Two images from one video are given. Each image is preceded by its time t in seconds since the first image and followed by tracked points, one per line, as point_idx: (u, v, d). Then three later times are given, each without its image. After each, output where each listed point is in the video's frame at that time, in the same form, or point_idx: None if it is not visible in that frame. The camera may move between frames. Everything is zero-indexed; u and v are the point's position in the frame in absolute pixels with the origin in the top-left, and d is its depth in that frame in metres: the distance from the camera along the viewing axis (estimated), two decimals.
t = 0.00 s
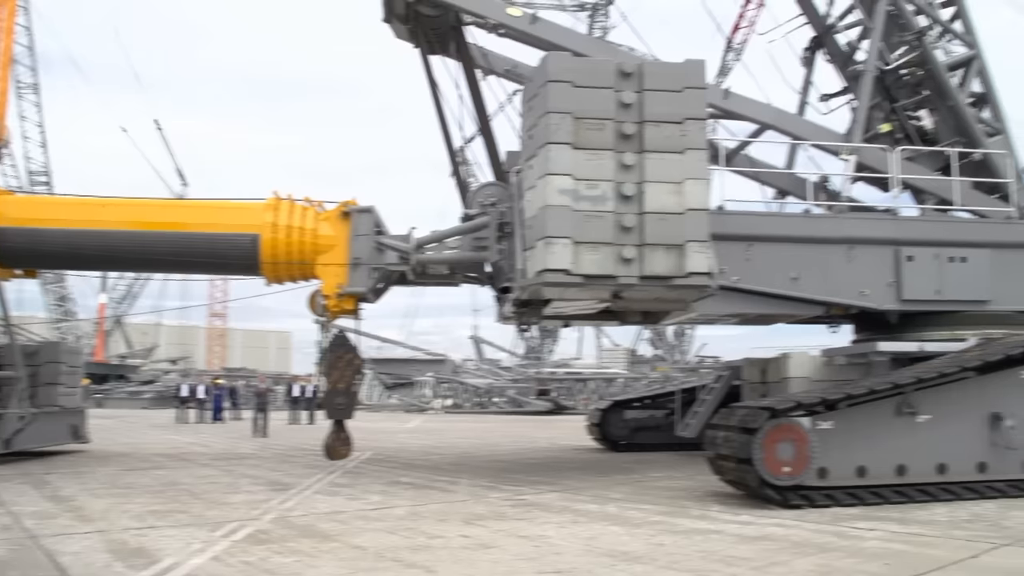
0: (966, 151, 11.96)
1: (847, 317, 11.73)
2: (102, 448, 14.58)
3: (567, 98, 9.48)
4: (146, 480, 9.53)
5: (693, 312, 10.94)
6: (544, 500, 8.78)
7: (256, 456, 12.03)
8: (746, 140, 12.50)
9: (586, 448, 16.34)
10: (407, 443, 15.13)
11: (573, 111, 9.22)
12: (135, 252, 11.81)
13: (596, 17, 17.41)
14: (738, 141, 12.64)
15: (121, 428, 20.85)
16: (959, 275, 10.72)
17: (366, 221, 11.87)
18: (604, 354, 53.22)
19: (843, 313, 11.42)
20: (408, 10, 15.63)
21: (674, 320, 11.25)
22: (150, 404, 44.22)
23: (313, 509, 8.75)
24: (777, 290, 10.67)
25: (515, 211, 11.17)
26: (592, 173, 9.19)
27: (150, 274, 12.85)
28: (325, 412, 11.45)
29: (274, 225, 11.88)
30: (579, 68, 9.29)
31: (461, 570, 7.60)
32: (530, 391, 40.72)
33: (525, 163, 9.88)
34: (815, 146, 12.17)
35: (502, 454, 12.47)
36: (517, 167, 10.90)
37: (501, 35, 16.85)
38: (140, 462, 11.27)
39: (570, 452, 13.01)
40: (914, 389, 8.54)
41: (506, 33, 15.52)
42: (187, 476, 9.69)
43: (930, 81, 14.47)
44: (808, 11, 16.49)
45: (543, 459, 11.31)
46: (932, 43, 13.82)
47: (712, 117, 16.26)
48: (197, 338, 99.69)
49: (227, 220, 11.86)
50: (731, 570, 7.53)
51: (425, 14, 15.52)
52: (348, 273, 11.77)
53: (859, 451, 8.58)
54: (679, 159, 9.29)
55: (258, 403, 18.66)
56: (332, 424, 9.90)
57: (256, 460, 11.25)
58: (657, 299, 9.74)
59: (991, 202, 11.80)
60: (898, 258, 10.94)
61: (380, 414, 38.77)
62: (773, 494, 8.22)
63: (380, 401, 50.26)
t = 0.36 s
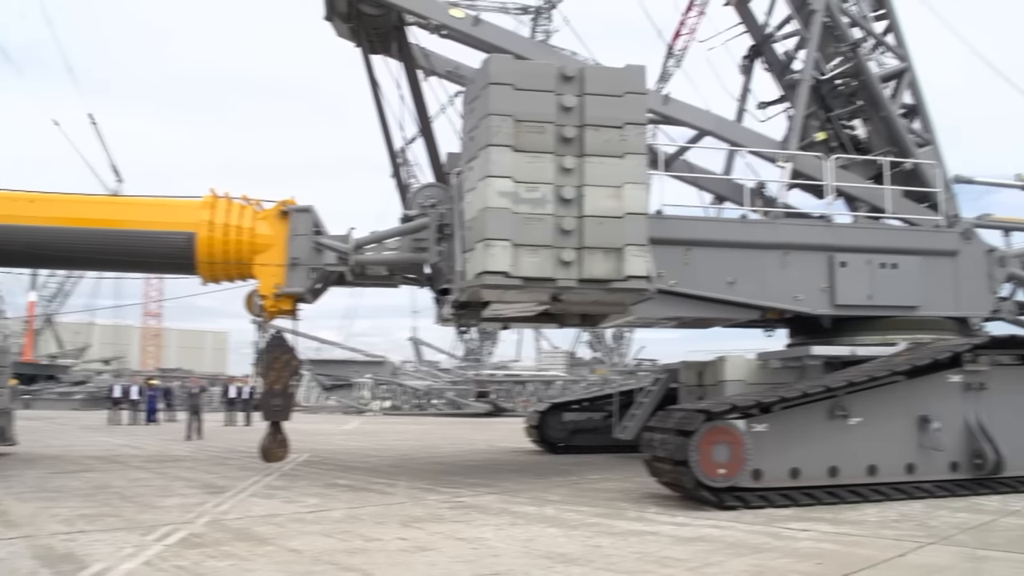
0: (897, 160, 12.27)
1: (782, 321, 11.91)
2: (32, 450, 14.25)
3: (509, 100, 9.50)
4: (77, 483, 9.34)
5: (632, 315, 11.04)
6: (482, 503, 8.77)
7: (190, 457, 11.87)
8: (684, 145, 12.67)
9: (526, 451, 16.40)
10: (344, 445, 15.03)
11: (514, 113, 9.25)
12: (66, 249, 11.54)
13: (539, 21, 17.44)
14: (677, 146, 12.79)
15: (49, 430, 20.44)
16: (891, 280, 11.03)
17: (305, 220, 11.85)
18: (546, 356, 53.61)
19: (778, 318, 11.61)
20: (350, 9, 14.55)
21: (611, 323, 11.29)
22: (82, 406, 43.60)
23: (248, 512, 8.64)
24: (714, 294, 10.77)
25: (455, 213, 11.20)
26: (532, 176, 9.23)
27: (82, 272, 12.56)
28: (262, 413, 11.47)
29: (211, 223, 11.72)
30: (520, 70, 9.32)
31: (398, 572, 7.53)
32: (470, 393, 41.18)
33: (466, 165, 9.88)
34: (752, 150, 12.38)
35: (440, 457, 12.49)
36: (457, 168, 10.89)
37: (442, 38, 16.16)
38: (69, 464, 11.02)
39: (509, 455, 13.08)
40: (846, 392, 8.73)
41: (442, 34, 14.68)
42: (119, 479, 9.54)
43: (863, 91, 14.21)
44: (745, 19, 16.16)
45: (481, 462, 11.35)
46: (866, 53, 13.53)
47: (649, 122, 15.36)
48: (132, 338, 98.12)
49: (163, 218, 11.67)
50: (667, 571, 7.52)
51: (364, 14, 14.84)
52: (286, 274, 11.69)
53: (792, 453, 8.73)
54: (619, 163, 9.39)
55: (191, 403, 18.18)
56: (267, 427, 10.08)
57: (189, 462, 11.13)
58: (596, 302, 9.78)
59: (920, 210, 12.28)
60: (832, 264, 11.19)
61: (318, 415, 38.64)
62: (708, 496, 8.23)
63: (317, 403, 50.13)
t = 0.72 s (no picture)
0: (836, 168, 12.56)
1: (724, 324, 12.06)
2: None
3: (454, 102, 9.50)
4: (9, 487, 9.11)
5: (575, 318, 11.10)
6: (424, 505, 8.73)
7: (127, 460, 11.70)
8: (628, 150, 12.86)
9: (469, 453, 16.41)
10: (286, 447, 14.91)
11: (459, 115, 9.25)
12: None
13: (486, 23, 17.51)
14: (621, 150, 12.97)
15: None
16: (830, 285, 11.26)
17: (247, 219, 11.77)
18: (488, 358, 54.00)
19: (720, 322, 11.77)
20: (296, 6, 14.22)
21: (555, 326, 11.31)
22: (15, 406, 42.70)
23: (187, 515, 8.51)
24: (656, 297, 10.88)
25: (399, 214, 11.20)
26: (476, 178, 9.24)
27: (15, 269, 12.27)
28: (202, 416, 11.32)
29: (150, 221, 11.56)
30: (466, 72, 9.32)
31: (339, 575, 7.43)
32: (413, 394, 41.38)
33: (410, 166, 9.87)
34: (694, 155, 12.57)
35: (382, 459, 12.47)
36: (402, 169, 10.87)
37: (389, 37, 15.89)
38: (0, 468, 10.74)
39: (452, 457, 13.10)
40: (786, 395, 8.88)
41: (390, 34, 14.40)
42: (52, 483, 9.35)
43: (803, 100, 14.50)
44: (691, 26, 16.43)
45: (424, 464, 11.35)
46: (807, 62, 13.79)
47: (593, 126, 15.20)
48: (68, 338, 95.96)
49: (101, 215, 11.46)
50: (608, 572, 7.51)
51: (309, 11, 14.40)
52: (228, 273, 11.60)
53: (732, 455, 8.84)
54: (563, 167, 9.44)
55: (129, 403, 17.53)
56: (208, 429, 10.18)
57: (127, 464, 10.96)
58: (540, 304, 9.79)
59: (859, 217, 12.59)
60: (773, 269, 11.38)
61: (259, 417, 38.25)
62: (650, 497, 8.27)
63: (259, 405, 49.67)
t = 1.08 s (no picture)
0: (784, 173, 12.79)
1: (671, 327, 12.16)
2: None
3: (405, 102, 9.51)
4: None
5: (525, 319, 11.14)
6: (373, 507, 8.68)
7: (69, 462, 11.52)
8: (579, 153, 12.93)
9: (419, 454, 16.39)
10: (232, 449, 14.76)
11: (410, 115, 9.26)
12: None
13: (438, 23, 17.49)
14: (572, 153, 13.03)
15: None
16: (776, 289, 11.42)
17: (193, 218, 11.66)
18: (438, 359, 54.12)
19: (667, 324, 11.86)
20: (244, 3, 14.02)
21: (504, 327, 11.32)
22: None
23: (130, 518, 8.37)
24: (604, 299, 10.93)
25: (348, 214, 11.19)
26: (426, 178, 9.26)
27: None
28: (147, 416, 11.23)
29: (95, 218, 11.39)
30: (417, 72, 9.32)
31: None
32: (362, 395, 41.31)
33: (360, 166, 9.86)
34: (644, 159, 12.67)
35: (328, 460, 12.43)
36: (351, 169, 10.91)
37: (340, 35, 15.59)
38: None
39: (401, 458, 13.11)
40: (732, 397, 8.99)
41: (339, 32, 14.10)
42: None
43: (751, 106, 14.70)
44: (639, 28, 16.39)
45: (372, 465, 11.32)
46: (755, 69, 13.88)
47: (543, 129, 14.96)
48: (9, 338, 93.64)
49: (44, 211, 11.26)
50: (556, 573, 7.49)
51: (258, 8, 14.17)
52: (174, 272, 11.49)
53: (677, 456, 8.92)
54: (514, 168, 9.49)
55: (72, 402, 17.36)
56: (152, 431, 10.12)
57: (68, 466, 10.79)
58: (489, 305, 9.81)
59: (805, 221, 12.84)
60: (721, 272, 11.52)
61: (207, 417, 37.88)
62: (597, 498, 8.29)
63: (207, 406, 49.21)
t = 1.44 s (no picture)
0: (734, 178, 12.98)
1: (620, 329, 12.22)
2: None
3: (356, 101, 9.50)
4: None
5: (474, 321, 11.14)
6: (320, 508, 8.63)
7: (9, 464, 11.32)
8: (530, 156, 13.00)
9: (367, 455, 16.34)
10: (176, 450, 14.56)
11: (360, 114, 9.27)
12: None
13: (391, 23, 17.38)
14: (522, 156, 13.09)
15: None
16: (723, 292, 11.55)
17: (138, 215, 11.50)
18: (387, 361, 54.05)
19: (616, 327, 11.92)
20: None
21: (454, 328, 11.31)
22: None
23: (70, 522, 8.23)
24: (553, 301, 10.96)
25: (297, 213, 11.12)
26: (376, 178, 9.27)
27: None
28: (89, 416, 11.00)
29: (37, 214, 11.20)
30: (368, 71, 9.33)
31: None
32: (309, 396, 41.06)
33: (309, 164, 9.84)
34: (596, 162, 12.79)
35: (275, 462, 12.36)
36: (301, 168, 10.87)
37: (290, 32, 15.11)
38: None
39: (349, 460, 13.10)
40: (679, 399, 9.08)
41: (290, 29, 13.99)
42: None
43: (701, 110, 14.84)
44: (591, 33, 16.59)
45: (320, 467, 11.27)
46: (705, 74, 14.12)
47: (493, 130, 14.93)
48: None
49: None
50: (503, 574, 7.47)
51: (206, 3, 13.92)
52: (118, 270, 11.30)
53: (624, 458, 8.96)
54: (464, 170, 9.54)
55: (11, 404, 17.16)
56: (96, 432, 10.21)
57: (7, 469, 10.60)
58: (439, 306, 9.84)
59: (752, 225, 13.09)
60: (669, 276, 11.64)
61: (152, 418, 37.41)
62: (546, 500, 8.29)
63: (152, 407, 48.59)
